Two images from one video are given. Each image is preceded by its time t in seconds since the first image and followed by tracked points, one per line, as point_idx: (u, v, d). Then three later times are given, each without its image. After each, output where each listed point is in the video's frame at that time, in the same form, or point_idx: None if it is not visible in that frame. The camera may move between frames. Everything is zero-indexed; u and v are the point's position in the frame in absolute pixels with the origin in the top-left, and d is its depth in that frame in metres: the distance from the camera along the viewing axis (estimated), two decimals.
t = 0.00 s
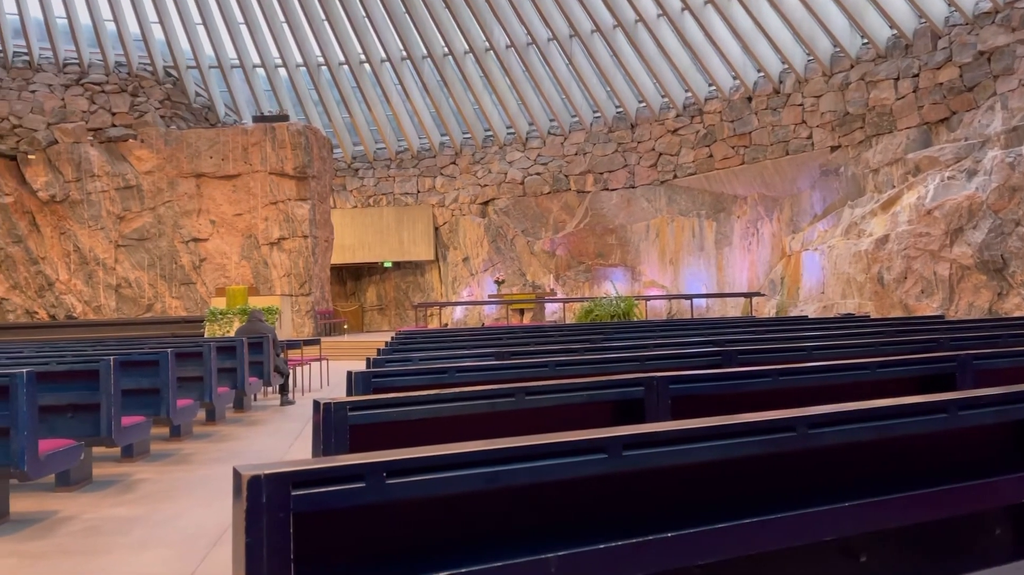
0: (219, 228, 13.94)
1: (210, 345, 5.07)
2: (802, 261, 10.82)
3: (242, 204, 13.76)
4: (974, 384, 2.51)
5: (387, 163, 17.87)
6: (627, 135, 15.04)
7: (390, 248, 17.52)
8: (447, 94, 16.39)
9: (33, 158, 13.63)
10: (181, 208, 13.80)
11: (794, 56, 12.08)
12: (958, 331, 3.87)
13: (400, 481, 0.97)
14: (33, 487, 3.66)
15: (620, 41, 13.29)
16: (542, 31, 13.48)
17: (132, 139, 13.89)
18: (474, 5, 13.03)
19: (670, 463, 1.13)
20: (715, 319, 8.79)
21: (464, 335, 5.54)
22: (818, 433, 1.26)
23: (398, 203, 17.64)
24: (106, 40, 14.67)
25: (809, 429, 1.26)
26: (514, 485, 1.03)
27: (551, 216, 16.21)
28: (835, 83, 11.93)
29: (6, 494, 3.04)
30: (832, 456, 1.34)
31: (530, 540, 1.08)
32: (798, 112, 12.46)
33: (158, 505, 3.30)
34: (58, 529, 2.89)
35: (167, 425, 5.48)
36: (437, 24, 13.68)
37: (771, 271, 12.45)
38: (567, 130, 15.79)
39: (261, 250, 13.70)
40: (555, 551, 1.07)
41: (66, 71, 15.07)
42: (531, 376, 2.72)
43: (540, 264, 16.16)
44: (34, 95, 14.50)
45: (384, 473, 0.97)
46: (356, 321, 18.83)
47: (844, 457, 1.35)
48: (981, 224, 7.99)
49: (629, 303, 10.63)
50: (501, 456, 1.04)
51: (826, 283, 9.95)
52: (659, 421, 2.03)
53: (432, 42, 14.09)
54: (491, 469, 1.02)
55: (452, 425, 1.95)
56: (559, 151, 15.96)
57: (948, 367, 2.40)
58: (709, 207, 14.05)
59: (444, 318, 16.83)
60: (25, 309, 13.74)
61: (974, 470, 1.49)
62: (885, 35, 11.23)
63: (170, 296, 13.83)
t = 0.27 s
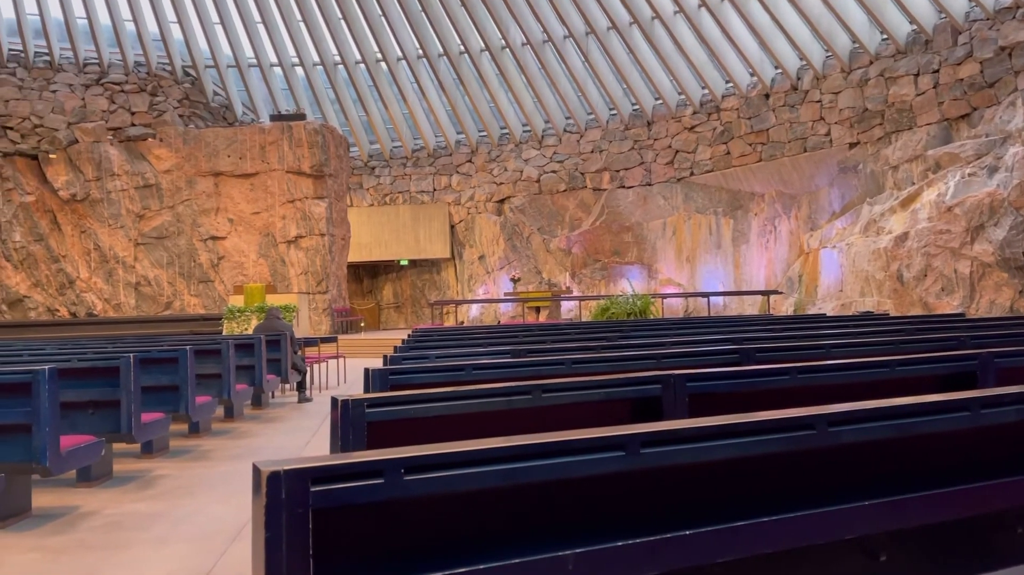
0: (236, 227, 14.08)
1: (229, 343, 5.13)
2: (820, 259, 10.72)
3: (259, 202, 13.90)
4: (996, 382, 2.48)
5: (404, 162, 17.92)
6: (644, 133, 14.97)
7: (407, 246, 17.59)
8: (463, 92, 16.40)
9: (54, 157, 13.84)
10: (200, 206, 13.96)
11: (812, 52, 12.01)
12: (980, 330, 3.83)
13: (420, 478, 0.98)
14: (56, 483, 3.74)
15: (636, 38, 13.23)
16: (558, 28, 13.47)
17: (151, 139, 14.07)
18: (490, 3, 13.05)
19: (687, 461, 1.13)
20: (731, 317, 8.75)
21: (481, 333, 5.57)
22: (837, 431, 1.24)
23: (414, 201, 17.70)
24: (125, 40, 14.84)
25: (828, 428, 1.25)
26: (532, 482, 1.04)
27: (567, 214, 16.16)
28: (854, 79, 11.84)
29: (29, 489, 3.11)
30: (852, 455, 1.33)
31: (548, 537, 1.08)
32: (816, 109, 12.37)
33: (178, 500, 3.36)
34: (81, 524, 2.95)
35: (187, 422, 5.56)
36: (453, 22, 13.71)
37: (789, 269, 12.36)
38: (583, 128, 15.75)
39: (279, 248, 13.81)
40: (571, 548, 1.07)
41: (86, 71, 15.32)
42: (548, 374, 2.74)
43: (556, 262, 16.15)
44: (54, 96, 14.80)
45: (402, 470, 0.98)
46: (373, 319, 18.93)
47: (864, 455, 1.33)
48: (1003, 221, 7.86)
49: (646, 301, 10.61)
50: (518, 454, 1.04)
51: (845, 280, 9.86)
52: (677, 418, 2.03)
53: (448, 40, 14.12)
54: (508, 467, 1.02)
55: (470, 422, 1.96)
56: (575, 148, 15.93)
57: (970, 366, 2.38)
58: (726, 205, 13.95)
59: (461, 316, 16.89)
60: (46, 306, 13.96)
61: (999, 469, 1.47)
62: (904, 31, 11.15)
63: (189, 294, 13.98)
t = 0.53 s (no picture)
0: (254, 224, 14.23)
1: (246, 339, 5.19)
2: (838, 256, 10.61)
3: (277, 200, 14.03)
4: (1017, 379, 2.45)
5: (420, 159, 17.97)
6: (660, 129, 14.89)
7: (423, 243, 17.66)
8: (478, 90, 16.42)
9: (73, 156, 14.02)
10: (218, 204, 14.11)
11: (830, 48, 11.91)
12: (1003, 327, 3.78)
13: (436, 473, 0.96)
14: (78, 478, 3.81)
15: (652, 34, 13.17)
16: (574, 25, 13.44)
17: (169, 137, 14.24)
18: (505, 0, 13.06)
19: (704, 457, 1.12)
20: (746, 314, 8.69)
21: (497, 330, 5.59)
22: (856, 428, 1.22)
23: (430, 199, 17.75)
24: (144, 39, 15.00)
25: (848, 424, 1.22)
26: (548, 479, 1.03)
27: (583, 212, 16.13)
28: (873, 75, 11.74)
29: (52, 484, 3.17)
30: (871, 451, 1.31)
31: (562, 534, 1.07)
32: (834, 105, 12.24)
33: (197, 496, 3.41)
34: (102, 518, 3.01)
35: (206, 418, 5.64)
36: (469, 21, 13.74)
37: (807, 266, 12.26)
38: (599, 125, 15.71)
39: (296, 246, 13.94)
40: (589, 543, 1.06)
41: (106, 71, 15.53)
42: (564, 371, 2.74)
43: (572, 259, 16.12)
44: (74, 95, 14.97)
45: (420, 465, 0.97)
46: (390, 316, 19.03)
47: (883, 452, 1.31)
48: None
49: (662, 298, 10.57)
50: (535, 449, 1.02)
51: (863, 277, 9.76)
52: (694, 414, 1.98)
53: (464, 38, 14.14)
54: (525, 462, 1.01)
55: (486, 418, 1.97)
56: (591, 145, 15.89)
57: (992, 363, 2.35)
58: (743, 202, 13.85)
59: (477, 313, 16.95)
60: (67, 304, 13.83)
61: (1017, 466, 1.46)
62: (924, 26, 11.04)
63: (208, 291, 14.14)
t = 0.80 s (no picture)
0: (273, 221, 14.37)
1: (266, 335, 5.25)
2: (858, 251, 10.47)
3: (295, 196, 14.15)
4: None
5: (437, 156, 18.01)
6: (678, 124, 14.81)
7: (440, 239, 17.71)
8: (496, 85, 16.43)
9: (95, 153, 14.24)
10: (237, 201, 14.26)
11: (851, 41, 11.82)
12: None
13: (459, 466, 0.95)
14: (102, 471, 3.88)
15: (671, 29, 13.09)
16: (591, 20, 13.41)
17: (189, 134, 14.41)
18: None
19: (727, 452, 1.09)
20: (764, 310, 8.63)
21: (515, 326, 5.61)
22: (879, 423, 1.20)
23: (447, 195, 17.79)
24: (164, 37, 15.15)
25: (871, 419, 1.20)
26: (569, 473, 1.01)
27: (600, 208, 16.07)
28: (894, 68, 11.65)
29: (76, 477, 3.24)
30: (894, 446, 1.28)
31: (582, 526, 1.05)
32: (854, 98, 12.20)
33: (217, 489, 3.46)
34: (125, 511, 3.07)
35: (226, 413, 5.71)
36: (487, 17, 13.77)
37: (827, 262, 12.13)
38: (617, 120, 15.66)
39: (315, 242, 14.05)
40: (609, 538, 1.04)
41: (127, 68, 15.58)
42: (582, 366, 2.75)
43: (589, 255, 16.03)
44: (96, 93, 15.13)
45: (441, 458, 0.95)
46: (407, 313, 19.11)
47: (906, 447, 1.29)
48: None
49: (681, 294, 10.51)
50: (556, 443, 1.00)
51: (884, 273, 9.65)
52: (714, 409, 1.98)
53: (481, 34, 14.15)
54: (547, 456, 0.99)
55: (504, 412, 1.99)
56: (609, 141, 15.85)
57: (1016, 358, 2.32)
58: (762, 197, 13.75)
59: (493, 309, 16.99)
60: (89, 299, 14.03)
61: None
62: (946, 19, 10.95)
63: (227, 287, 14.28)
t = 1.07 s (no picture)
0: (292, 217, 14.51)
1: (285, 331, 5.31)
2: (879, 246, 10.35)
3: (314, 193, 14.28)
4: None
5: (454, 152, 18.02)
6: (697, 120, 14.72)
7: (458, 236, 17.75)
8: (513, 81, 16.41)
9: (117, 151, 14.42)
10: (256, 198, 14.40)
11: (872, 34, 11.70)
12: None
13: (479, 461, 0.96)
14: (125, 465, 3.96)
15: (689, 23, 12.98)
16: (609, 15, 13.36)
17: (208, 131, 14.58)
18: None
19: (746, 449, 1.08)
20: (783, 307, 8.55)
21: (532, 322, 5.63)
22: (900, 420, 1.18)
23: (465, 191, 17.82)
24: (184, 35, 15.29)
25: (892, 417, 1.18)
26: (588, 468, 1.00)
27: (618, 203, 15.99)
28: (916, 62, 11.52)
29: (99, 471, 3.31)
30: (918, 443, 1.25)
31: (601, 522, 1.05)
32: (876, 92, 12.08)
33: (238, 484, 3.52)
34: (147, 505, 3.13)
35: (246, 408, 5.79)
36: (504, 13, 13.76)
37: (847, 258, 12.01)
38: (634, 115, 15.59)
39: (333, 239, 14.17)
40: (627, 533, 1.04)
41: (147, 66, 15.74)
42: (600, 362, 2.76)
43: (606, 251, 16.00)
44: (116, 91, 15.28)
45: (461, 453, 0.95)
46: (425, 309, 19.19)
47: (931, 445, 1.26)
48: None
49: (699, 290, 10.46)
50: (574, 439, 1.00)
51: (905, 268, 9.52)
52: (732, 407, 2.03)
53: (498, 30, 14.13)
54: (567, 452, 0.99)
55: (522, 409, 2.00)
56: (626, 136, 15.77)
57: None
58: (782, 191, 13.60)
59: (511, 305, 17.02)
60: (111, 296, 14.33)
61: None
62: (969, 11, 10.80)
63: (246, 283, 14.44)
